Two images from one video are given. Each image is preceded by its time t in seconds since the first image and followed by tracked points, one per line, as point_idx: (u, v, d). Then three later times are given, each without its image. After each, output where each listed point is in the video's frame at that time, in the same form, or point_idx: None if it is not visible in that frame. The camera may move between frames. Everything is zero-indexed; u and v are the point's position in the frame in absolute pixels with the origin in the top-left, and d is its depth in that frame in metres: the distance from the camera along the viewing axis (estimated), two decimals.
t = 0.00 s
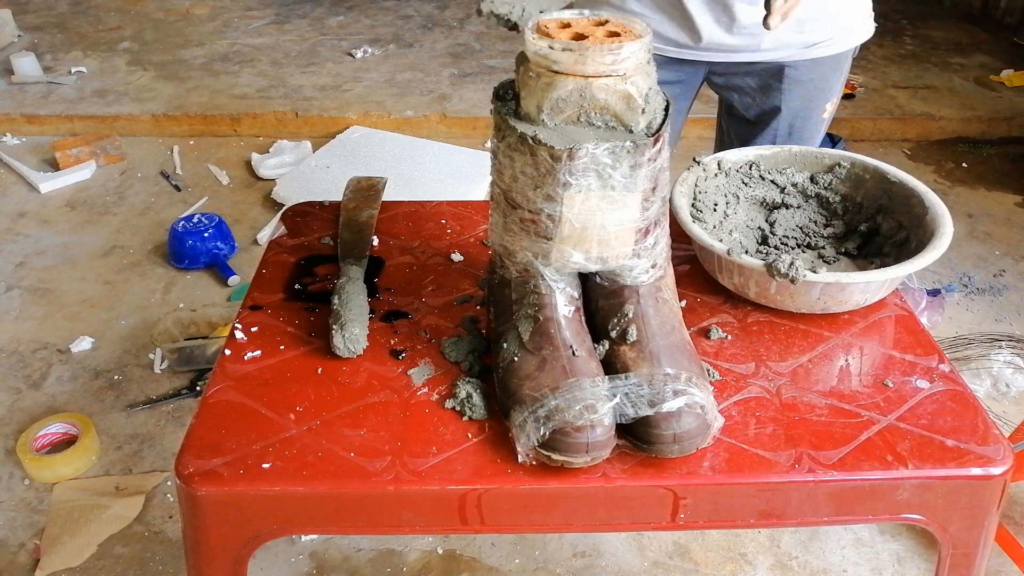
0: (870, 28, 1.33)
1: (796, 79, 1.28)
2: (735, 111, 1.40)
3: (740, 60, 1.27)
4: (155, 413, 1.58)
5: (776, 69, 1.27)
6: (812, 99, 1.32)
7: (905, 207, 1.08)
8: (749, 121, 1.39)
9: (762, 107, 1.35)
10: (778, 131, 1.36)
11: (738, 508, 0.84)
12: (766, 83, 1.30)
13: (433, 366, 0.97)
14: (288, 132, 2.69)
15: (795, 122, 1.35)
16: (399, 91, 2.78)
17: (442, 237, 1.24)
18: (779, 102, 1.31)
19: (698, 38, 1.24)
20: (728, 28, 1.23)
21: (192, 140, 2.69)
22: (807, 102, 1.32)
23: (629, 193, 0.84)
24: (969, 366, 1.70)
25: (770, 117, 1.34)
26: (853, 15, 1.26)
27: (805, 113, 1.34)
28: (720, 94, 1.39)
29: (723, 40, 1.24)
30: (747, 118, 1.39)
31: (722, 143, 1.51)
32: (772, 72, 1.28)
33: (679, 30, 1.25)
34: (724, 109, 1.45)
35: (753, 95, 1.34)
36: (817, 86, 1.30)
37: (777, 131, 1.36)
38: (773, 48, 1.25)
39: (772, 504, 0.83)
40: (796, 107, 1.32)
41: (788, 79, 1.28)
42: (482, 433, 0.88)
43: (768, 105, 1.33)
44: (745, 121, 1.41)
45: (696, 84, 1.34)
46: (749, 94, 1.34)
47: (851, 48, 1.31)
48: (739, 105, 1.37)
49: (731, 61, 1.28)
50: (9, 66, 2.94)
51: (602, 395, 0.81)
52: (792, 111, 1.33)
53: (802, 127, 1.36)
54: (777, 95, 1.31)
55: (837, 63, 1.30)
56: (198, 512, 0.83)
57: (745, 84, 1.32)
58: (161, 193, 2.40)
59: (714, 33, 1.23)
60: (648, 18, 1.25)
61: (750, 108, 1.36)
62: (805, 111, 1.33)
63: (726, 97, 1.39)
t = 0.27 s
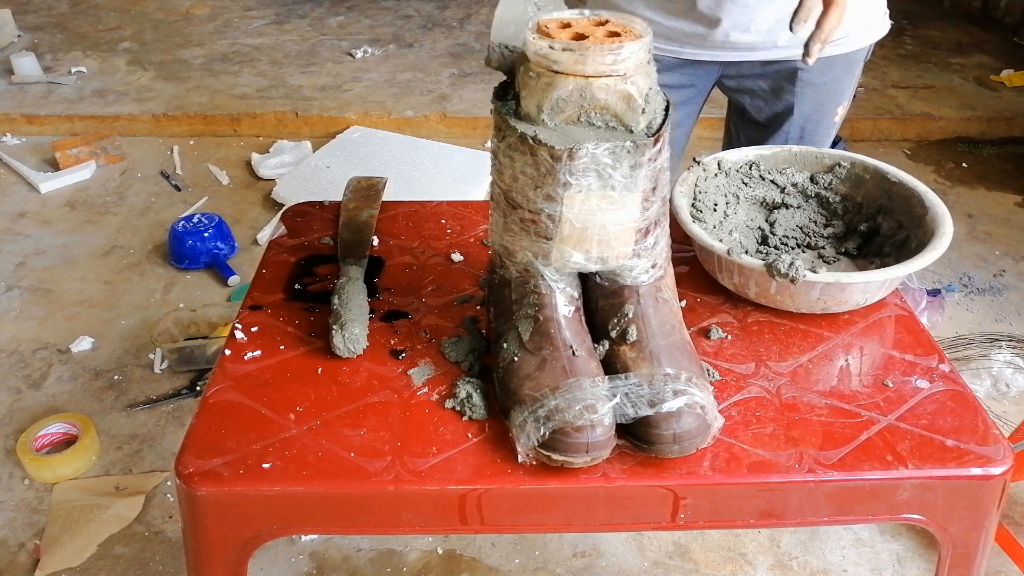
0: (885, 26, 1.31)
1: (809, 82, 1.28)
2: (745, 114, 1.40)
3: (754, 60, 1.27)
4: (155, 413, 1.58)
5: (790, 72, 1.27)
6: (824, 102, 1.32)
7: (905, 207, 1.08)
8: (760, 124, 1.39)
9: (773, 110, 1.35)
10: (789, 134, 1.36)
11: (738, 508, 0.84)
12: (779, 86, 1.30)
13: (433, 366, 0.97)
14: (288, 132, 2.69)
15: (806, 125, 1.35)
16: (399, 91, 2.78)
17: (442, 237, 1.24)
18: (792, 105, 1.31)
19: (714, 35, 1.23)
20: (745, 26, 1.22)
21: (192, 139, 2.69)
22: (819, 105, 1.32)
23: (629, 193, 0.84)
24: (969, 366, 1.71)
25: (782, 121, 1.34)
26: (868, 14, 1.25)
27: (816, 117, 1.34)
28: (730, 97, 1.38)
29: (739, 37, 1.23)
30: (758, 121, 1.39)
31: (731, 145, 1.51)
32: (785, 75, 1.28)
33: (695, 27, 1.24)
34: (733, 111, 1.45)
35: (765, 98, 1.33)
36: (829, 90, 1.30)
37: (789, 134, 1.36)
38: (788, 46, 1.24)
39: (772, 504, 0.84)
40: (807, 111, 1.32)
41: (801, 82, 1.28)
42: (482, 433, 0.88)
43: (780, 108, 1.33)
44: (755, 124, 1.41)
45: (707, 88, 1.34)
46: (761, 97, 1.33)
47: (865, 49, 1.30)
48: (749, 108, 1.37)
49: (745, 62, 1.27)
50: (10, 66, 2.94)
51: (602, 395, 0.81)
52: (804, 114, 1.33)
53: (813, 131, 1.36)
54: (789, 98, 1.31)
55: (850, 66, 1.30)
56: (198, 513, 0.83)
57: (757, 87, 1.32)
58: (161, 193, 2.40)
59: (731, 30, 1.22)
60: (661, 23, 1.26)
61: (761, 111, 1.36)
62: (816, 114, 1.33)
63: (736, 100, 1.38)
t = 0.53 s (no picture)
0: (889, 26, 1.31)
1: (811, 81, 1.28)
2: (745, 114, 1.40)
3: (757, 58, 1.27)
4: (155, 413, 1.58)
5: (792, 71, 1.27)
6: (826, 102, 1.32)
7: (905, 207, 1.08)
8: (761, 124, 1.40)
9: (775, 110, 1.35)
10: (791, 134, 1.36)
11: (738, 508, 0.84)
12: (780, 86, 1.30)
13: (433, 366, 0.97)
14: (288, 132, 2.69)
15: (808, 125, 1.35)
16: (399, 91, 2.79)
17: (442, 237, 1.24)
18: (793, 104, 1.31)
19: (719, 32, 1.23)
20: (750, 23, 1.21)
21: (192, 139, 2.69)
22: (821, 105, 1.32)
23: (629, 193, 0.84)
24: (969, 366, 1.71)
25: (784, 120, 1.35)
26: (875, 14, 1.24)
27: (818, 116, 1.34)
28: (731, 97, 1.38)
29: (744, 34, 1.23)
30: (759, 121, 1.39)
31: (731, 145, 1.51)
32: (786, 74, 1.28)
33: (697, 24, 1.24)
34: (734, 112, 1.45)
35: (766, 98, 1.33)
36: (831, 90, 1.30)
37: (790, 133, 1.36)
38: (792, 44, 1.23)
39: (772, 503, 0.83)
40: (809, 110, 1.32)
41: (803, 81, 1.28)
42: (482, 433, 0.88)
43: (782, 107, 1.34)
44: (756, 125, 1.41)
45: (707, 87, 1.34)
46: (762, 97, 1.34)
47: (869, 48, 1.30)
48: (750, 109, 1.37)
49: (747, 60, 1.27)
50: (10, 66, 2.94)
51: (602, 395, 0.81)
52: (805, 113, 1.33)
53: (814, 130, 1.36)
54: (791, 97, 1.31)
55: (853, 65, 1.29)
56: (198, 512, 0.83)
57: (759, 87, 1.32)
58: (161, 193, 2.39)
59: (736, 26, 1.22)
60: (664, 22, 1.26)
61: (763, 111, 1.36)
62: (818, 114, 1.33)
63: (736, 101, 1.38)
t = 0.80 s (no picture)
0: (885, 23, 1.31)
1: (806, 81, 1.29)
2: (741, 114, 1.40)
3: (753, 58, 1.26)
4: (155, 413, 1.58)
5: (787, 71, 1.27)
6: (821, 101, 1.32)
7: (905, 207, 1.08)
8: (756, 124, 1.40)
9: (770, 109, 1.35)
10: (786, 133, 1.36)
11: (738, 508, 0.84)
12: (775, 85, 1.30)
13: (433, 366, 0.97)
14: (288, 132, 2.69)
15: (802, 124, 1.35)
16: (399, 91, 2.78)
17: (442, 237, 1.24)
18: (788, 104, 1.32)
19: (713, 32, 1.23)
20: (745, 22, 1.21)
21: (192, 139, 2.69)
22: (815, 104, 1.32)
23: (629, 193, 0.84)
24: (969, 366, 1.71)
25: (779, 120, 1.35)
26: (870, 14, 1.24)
27: (813, 115, 1.34)
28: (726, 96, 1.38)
29: (738, 33, 1.23)
30: (754, 121, 1.39)
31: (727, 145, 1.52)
32: (781, 74, 1.28)
33: (692, 24, 1.24)
34: (729, 112, 1.44)
35: (761, 98, 1.33)
36: (826, 89, 1.31)
37: (785, 133, 1.36)
38: (787, 43, 1.23)
39: (773, 503, 0.83)
40: (804, 109, 1.33)
41: (798, 80, 1.28)
42: (482, 433, 0.88)
43: (777, 107, 1.34)
44: (751, 124, 1.41)
45: (703, 87, 1.34)
46: (757, 97, 1.34)
47: (865, 46, 1.30)
48: (745, 108, 1.37)
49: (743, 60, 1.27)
50: (10, 66, 2.94)
51: (602, 395, 0.81)
52: (800, 113, 1.33)
53: (809, 129, 1.36)
54: (786, 97, 1.31)
55: (850, 65, 1.29)
56: (198, 512, 0.83)
57: (754, 87, 1.32)
58: (161, 193, 2.39)
59: (730, 25, 1.22)
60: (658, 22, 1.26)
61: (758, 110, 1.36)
62: (813, 113, 1.34)
63: (732, 101, 1.38)
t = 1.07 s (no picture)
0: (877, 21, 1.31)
1: (797, 80, 1.29)
2: (733, 113, 1.40)
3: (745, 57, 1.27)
4: (155, 413, 1.58)
5: (778, 70, 1.28)
6: (813, 100, 1.32)
7: (905, 207, 1.08)
8: (749, 123, 1.40)
9: (762, 108, 1.35)
10: (778, 133, 1.36)
11: (738, 508, 0.84)
12: (768, 84, 1.31)
13: (433, 366, 0.97)
14: (288, 132, 2.69)
15: (795, 123, 1.35)
16: (399, 91, 2.78)
17: (442, 237, 1.24)
18: (780, 103, 1.32)
19: (704, 32, 1.23)
20: (735, 21, 1.21)
21: (192, 139, 2.69)
22: (808, 103, 1.33)
23: (629, 193, 0.84)
24: (969, 366, 1.71)
25: (771, 119, 1.35)
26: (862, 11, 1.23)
27: (805, 114, 1.34)
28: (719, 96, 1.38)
29: (729, 33, 1.23)
30: (746, 120, 1.39)
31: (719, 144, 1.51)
32: (773, 73, 1.29)
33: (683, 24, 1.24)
34: (722, 112, 1.44)
35: (753, 96, 1.34)
36: (818, 88, 1.31)
37: (778, 132, 1.36)
38: (778, 42, 1.24)
39: (773, 503, 0.83)
40: (796, 108, 1.33)
41: (789, 80, 1.29)
42: (482, 433, 0.88)
43: (770, 107, 1.34)
44: (744, 124, 1.41)
45: (696, 87, 1.34)
46: (749, 96, 1.34)
47: (857, 44, 1.30)
48: (737, 108, 1.37)
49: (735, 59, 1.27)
50: (10, 66, 2.94)
51: (602, 395, 0.81)
52: (793, 112, 1.33)
53: (802, 129, 1.36)
54: (778, 96, 1.31)
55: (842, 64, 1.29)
56: (198, 513, 0.83)
57: (746, 86, 1.32)
58: (161, 193, 2.39)
59: (721, 25, 1.22)
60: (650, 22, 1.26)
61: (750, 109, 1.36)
62: (805, 112, 1.34)
63: (724, 100, 1.38)
